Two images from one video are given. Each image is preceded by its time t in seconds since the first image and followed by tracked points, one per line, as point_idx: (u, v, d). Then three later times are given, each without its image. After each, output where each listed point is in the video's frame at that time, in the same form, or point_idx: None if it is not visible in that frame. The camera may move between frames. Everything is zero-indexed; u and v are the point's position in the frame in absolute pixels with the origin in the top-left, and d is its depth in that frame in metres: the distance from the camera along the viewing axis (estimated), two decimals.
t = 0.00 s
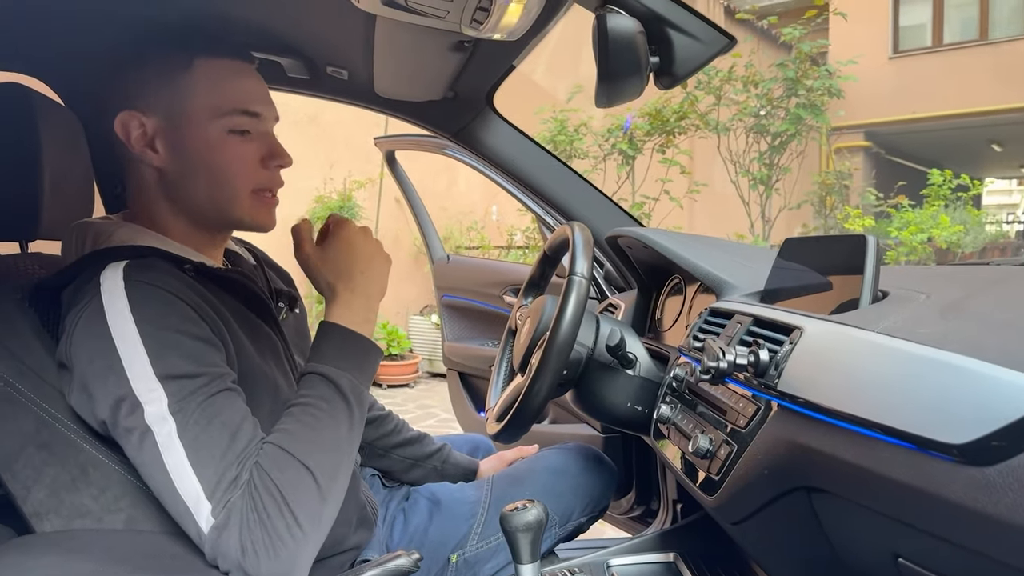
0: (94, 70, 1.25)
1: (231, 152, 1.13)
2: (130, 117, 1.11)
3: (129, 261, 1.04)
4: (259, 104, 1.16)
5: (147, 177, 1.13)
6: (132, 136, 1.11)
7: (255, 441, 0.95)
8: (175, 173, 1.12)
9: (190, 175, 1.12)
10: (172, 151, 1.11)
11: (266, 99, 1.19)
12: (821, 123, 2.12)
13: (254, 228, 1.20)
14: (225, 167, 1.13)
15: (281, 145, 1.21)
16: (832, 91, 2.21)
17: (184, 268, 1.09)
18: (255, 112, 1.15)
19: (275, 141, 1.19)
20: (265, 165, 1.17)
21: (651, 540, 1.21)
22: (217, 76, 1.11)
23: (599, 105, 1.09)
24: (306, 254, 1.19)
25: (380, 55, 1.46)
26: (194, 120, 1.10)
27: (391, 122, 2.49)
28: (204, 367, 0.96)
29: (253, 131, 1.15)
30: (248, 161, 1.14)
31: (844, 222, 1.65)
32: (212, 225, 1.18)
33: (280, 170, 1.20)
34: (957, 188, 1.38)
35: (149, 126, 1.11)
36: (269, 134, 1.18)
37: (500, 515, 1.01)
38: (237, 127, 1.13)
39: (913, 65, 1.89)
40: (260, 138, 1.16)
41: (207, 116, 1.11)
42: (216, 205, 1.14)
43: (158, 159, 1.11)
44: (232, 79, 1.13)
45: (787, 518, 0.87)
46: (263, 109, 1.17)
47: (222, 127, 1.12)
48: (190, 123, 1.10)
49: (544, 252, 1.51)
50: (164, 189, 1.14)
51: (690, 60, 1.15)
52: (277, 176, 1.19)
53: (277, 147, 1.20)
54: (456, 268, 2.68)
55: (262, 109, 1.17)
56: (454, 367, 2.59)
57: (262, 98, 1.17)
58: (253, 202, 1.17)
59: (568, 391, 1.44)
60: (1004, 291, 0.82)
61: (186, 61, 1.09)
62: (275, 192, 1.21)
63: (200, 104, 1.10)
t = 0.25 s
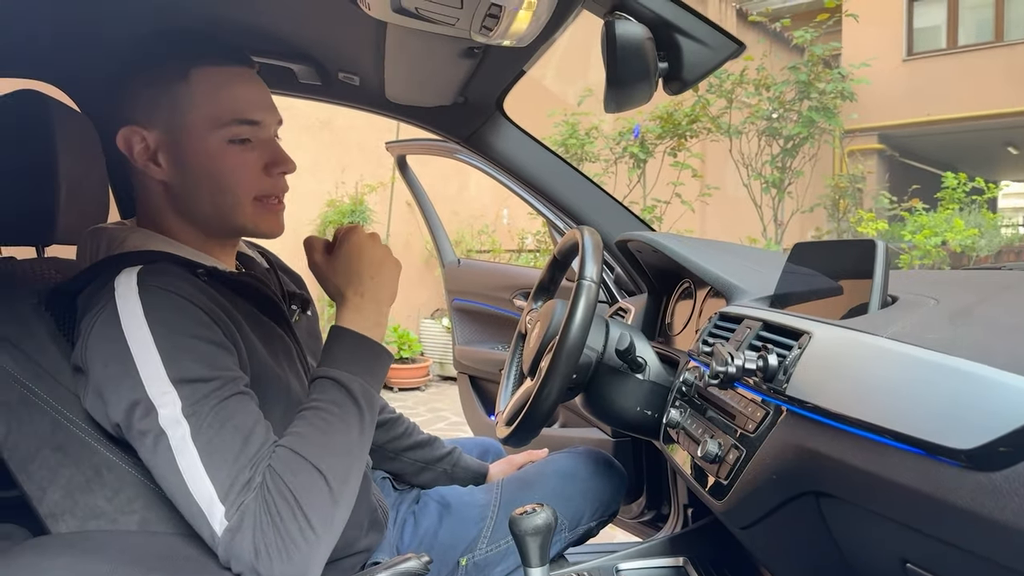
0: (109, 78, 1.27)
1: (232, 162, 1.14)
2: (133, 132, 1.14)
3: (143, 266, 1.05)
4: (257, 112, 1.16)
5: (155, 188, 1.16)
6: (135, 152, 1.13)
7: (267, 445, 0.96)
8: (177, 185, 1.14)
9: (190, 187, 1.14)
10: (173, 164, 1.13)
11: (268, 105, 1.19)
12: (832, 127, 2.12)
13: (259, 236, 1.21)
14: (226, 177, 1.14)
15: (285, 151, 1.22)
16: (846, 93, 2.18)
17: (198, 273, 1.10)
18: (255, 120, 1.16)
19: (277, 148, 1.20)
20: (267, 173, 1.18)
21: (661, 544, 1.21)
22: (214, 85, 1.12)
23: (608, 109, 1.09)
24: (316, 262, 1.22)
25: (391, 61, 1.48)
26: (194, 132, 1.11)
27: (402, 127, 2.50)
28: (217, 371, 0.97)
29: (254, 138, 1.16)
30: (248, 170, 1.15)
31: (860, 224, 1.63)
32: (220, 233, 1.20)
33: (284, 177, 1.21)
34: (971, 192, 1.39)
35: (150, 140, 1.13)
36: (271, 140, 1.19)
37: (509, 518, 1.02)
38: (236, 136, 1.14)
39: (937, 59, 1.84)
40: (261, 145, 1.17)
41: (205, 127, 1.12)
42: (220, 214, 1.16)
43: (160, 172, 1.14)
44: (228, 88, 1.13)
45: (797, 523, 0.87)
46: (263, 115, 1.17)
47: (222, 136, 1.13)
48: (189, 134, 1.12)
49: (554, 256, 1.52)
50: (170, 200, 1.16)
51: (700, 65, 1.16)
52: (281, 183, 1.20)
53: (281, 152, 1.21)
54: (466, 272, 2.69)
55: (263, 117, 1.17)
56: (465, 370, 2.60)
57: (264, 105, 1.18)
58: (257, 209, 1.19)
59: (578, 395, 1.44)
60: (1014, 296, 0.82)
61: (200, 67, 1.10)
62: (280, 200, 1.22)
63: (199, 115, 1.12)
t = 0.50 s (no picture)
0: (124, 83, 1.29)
1: (235, 168, 1.16)
2: (141, 140, 1.16)
3: (158, 266, 1.08)
4: (258, 118, 1.17)
5: (165, 192, 1.18)
6: (142, 158, 1.16)
7: (278, 443, 0.97)
8: (183, 192, 1.16)
9: (196, 194, 1.16)
10: (178, 171, 1.15)
11: (274, 111, 1.19)
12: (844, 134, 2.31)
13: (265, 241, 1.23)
14: (230, 184, 1.16)
15: (289, 156, 1.22)
16: (857, 98, 2.39)
17: (212, 275, 1.12)
18: (257, 126, 1.17)
19: (281, 154, 1.21)
20: (271, 178, 1.19)
21: (669, 545, 1.21)
22: (217, 92, 1.13)
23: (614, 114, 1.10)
24: (329, 266, 1.22)
25: (401, 66, 1.49)
26: (196, 139, 1.13)
27: (415, 131, 2.52)
28: (231, 370, 0.99)
29: (257, 145, 1.17)
30: (251, 177, 1.17)
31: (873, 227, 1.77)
32: (227, 237, 1.22)
33: (288, 182, 1.22)
34: (986, 196, 1.46)
35: (157, 147, 1.15)
36: (274, 146, 1.20)
37: (516, 517, 1.02)
38: (239, 142, 1.15)
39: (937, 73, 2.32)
40: (264, 151, 1.18)
41: (207, 134, 1.13)
42: (225, 219, 1.18)
43: (166, 179, 1.16)
44: (231, 94, 1.14)
45: (802, 523, 0.87)
46: (264, 122, 1.18)
47: (225, 143, 1.14)
48: (192, 141, 1.13)
49: (563, 259, 1.53)
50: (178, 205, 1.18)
51: (705, 68, 1.17)
52: (284, 188, 1.21)
53: (285, 158, 1.22)
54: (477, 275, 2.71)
55: (267, 123, 1.18)
56: (476, 373, 2.61)
57: (268, 110, 1.18)
58: (261, 215, 1.20)
59: (587, 397, 1.45)
60: (1018, 297, 0.82)
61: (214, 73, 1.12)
62: (284, 204, 1.23)
63: (201, 122, 1.13)
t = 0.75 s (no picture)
0: (135, 88, 1.32)
1: (239, 171, 1.17)
2: (147, 143, 1.18)
3: (165, 268, 1.09)
4: (263, 121, 1.18)
5: (172, 195, 1.20)
6: (149, 161, 1.18)
7: (282, 443, 0.98)
8: (189, 194, 1.18)
9: (202, 196, 1.17)
10: (184, 174, 1.17)
11: (279, 115, 1.21)
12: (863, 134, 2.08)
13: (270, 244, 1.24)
14: (234, 186, 1.17)
15: (293, 160, 1.24)
16: (874, 98, 2.14)
17: (218, 276, 1.14)
18: (261, 129, 1.19)
19: (286, 157, 1.23)
20: (275, 181, 1.21)
21: (672, 547, 1.20)
22: (221, 95, 1.15)
23: (616, 116, 1.11)
24: (336, 268, 1.23)
25: (407, 70, 1.50)
26: (201, 142, 1.15)
27: (425, 136, 2.53)
28: (235, 370, 1.00)
29: (262, 148, 1.19)
30: (256, 180, 1.19)
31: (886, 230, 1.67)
32: (233, 240, 1.23)
33: (292, 185, 1.24)
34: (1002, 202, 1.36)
35: (163, 151, 1.17)
36: (279, 149, 1.21)
37: (518, 518, 1.03)
38: (243, 145, 1.17)
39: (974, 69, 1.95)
40: (268, 154, 1.20)
41: (211, 137, 1.15)
42: (230, 221, 1.20)
43: (173, 182, 1.18)
44: (235, 97, 1.16)
45: (803, 525, 0.87)
46: (269, 125, 1.19)
47: (229, 146, 1.16)
48: (197, 144, 1.15)
49: (568, 261, 1.53)
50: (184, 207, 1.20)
51: (706, 70, 1.17)
52: (288, 190, 1.23)
53: (289, 161, 1.23)
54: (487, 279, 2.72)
55: (271, 126, 1.20)
56: (486, 377, 2.60)
57: (272, 113, 1.20)
58: (266, 218, 1.22)
59: (592, 399, 1.45)
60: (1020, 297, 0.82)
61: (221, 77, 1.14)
62: (289, 207, 1.25)
63: (205, 126, 1.15)
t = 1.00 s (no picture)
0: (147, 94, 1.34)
1: (246, 176, 1.19)
2: (157, 148, 1.20)
3: (174, 270, 1.11)
4: (270, 127, 1.20)
5: (182, 198, 1.22)
6: (159, 166, 1.20)
7: (287, 441, 0.99)
8: (198, 198, 1.20)
9: (211, 201, 1.20)
10: (193, 179, 1.19)
11: (287, 121, 1.23)
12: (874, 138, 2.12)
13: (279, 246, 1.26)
14: (242, 191, 1.19)
15: (300, 164, 1.26)
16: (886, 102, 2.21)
17: (225, 278, 1.16)
18: (268, 135, 1.20)
19: (293, 161, 1.24)
20: (283, 186, 1.22)
21: (676, 548, 1.20)
22: (228, 101, 1.17)
23: (617, 118, 1.12)
24: (344, 269, 1.24)
25: (414, 75, 1.52)
26: (209, 148, 1.17)
27: (436, 139, 2.55)
28: (242, 370, 1.02)
29: (269, 153, 1.21)
30: (263, 185, 1.20)
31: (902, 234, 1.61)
32: (242, 243, 1.25)
33: (299, 190, 1.25)
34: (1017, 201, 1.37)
35: (172, 155, 1.19)
36: (286, 154, 1.23)
37: (520, 517, 1.04)
38: (250, 151, 1.19)
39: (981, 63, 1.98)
40: (276, 159, 1.22)
41: (220, 143, 1.17)
42: (240, 225, 1.22)
43: (182, 185, 1.20)
44: (242, 104, 1.18)
45: (803, 525, 0.87)
46: (276, 131, 1.21)
47: (237, 152, 1.18)
48: (205, 150, 1.17)
49: (574, 263, 1.54)
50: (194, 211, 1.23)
51: (707, 72, 1.17)
52: (296, 194, 1.25)
53: (297, 166, 1.25)
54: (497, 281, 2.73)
55: (279, 132, 1.21)
56: (496, 379, 2.61)
57: (280, 119, 1.22)
58: (275, 221, 1.23)
59: (598, 401, 1.45)
60: (1018, 299, 0.82)
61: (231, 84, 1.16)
62: (297, 210, 1.27)
63: (213, 131, 1.17)
